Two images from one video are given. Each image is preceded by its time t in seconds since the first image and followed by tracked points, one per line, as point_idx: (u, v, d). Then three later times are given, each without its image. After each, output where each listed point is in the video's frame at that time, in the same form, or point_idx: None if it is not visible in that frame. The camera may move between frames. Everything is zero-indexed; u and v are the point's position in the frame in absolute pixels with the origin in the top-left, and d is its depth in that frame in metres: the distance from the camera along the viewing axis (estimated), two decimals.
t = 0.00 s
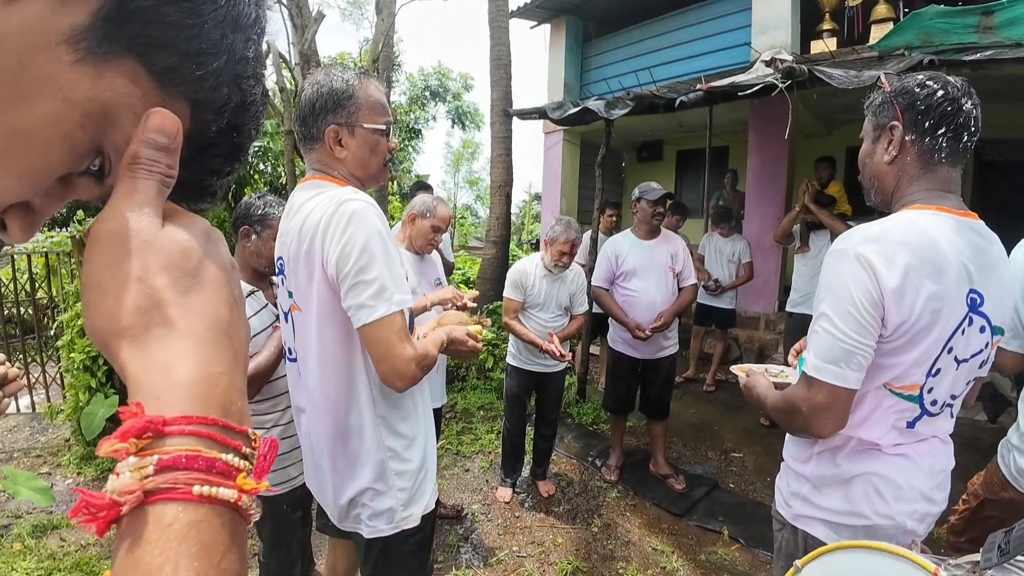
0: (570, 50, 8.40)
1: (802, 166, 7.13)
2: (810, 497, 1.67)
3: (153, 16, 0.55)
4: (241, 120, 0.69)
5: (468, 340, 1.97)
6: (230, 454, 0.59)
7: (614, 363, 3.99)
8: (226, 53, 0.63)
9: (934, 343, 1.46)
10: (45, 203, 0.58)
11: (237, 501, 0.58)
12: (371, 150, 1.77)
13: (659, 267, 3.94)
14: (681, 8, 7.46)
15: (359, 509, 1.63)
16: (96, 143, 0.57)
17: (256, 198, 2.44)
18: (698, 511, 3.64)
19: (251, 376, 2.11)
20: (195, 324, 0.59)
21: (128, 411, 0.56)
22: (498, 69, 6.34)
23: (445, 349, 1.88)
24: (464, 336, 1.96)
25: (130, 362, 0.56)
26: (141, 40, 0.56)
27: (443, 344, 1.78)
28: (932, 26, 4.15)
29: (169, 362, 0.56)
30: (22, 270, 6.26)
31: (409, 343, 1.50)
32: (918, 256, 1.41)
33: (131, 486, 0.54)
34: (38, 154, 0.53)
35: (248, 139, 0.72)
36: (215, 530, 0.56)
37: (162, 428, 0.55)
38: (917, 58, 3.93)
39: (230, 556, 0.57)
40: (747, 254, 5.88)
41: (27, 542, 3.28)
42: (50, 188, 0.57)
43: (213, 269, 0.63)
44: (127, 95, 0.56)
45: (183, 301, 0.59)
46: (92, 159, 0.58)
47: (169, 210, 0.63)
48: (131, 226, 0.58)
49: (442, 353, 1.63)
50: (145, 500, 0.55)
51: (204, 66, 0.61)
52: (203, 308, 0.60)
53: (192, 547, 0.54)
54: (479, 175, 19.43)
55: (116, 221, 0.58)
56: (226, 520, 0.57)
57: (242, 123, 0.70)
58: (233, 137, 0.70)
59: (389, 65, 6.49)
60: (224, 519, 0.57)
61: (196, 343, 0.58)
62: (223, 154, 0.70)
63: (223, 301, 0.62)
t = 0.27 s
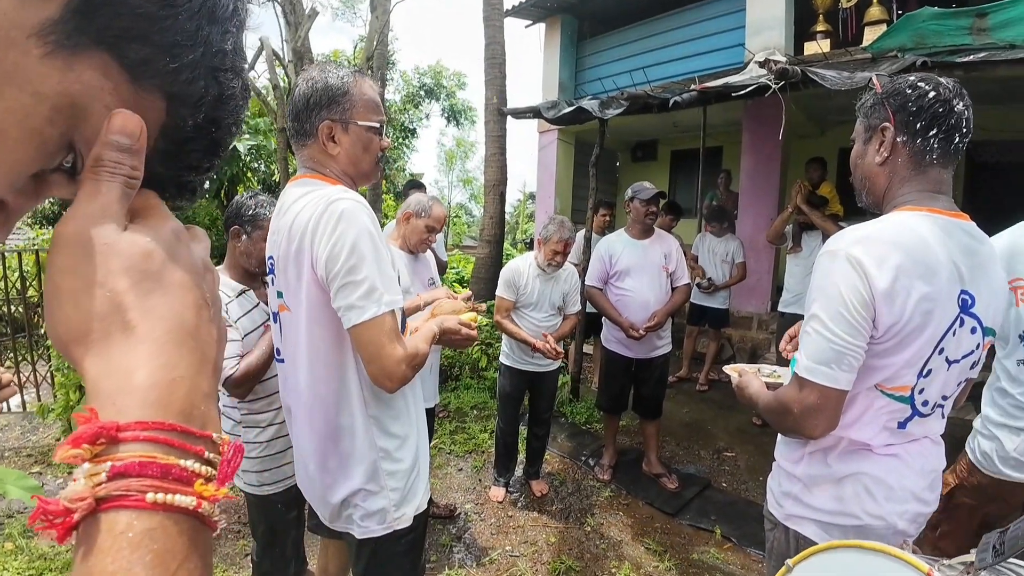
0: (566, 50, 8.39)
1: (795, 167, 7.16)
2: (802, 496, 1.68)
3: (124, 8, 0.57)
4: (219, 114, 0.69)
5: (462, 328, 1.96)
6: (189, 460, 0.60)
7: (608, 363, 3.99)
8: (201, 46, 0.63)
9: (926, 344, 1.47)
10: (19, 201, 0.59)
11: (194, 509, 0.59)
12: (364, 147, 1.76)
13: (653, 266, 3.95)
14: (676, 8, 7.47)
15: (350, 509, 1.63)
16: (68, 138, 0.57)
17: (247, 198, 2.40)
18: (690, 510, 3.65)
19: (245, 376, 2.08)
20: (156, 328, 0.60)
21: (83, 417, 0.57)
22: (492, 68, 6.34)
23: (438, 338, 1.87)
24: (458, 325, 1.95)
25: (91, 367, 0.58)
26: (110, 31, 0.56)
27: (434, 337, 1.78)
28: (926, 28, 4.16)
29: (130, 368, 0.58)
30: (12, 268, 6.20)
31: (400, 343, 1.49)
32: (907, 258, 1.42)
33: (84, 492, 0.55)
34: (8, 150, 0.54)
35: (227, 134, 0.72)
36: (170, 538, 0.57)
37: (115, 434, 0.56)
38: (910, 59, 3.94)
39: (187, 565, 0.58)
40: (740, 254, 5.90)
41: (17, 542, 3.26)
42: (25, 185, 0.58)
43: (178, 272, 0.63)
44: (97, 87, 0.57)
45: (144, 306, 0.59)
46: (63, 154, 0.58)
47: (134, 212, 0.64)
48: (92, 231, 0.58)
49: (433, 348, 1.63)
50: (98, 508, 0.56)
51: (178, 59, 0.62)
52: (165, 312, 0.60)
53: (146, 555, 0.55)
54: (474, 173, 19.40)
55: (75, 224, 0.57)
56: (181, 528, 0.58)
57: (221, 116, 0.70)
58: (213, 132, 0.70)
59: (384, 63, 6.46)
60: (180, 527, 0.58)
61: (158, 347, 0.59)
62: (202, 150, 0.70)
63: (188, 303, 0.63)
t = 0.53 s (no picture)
0: (561, 52, 8.41)
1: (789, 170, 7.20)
2: (795, 498, 1.69)
3: (122, 7, 0.58)
4: (215, 109, 0.70)
5: (458, 334, 1.97)
6: (197, 459, 0.62)
7: (602, 364, 4.00)
8: (198, 43, 0.65)
9: (918, 349, 1.48)
10: (18, 200, 0.59)
11: (202, 506, 0.61)
12: (362, 148, 1.76)
13: (648, 268, 3.96)
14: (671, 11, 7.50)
15: (348, 511, 1.63)
16: (68, 135, 0.58)
17: (246, 199, 2.42)
18: (684, 511, 3.67)
19: (244, 376, 2.08)
20: (163, 330, 0.62)
21: (93, 418, 0.60)
22: (488, 69, 6.34)
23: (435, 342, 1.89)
24: (453, 330, 1.96)
25: (99, 368, 0.60)
26: (109, 30, 0.57)
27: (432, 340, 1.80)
28: (919, 33, 4.21)
29: (136, 369, 0.60)
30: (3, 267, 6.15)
31: (399, 345, 1.50)
32: (900, 263, 1.44)
33: (93, 492, 0.58)
34: (9, 147, 0.55)
35: (223, 131, 0.73)
36: (179, 536, 0.59)
37: (124, 434, 0.59)
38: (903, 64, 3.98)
39: (198, 560, 0.60)
40: (734, 257, 5.94)
41: (10, 544, 3.23)
42: (25, 183, 0.58)
43: (185, 273, 0.65)
44: (96, 84, 0.58)
45: (150, 308, 0.62)
46: (63, 153, 0.59)
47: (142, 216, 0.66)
48: (98, 236, 0.61)
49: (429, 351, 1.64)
50: (108, 506, 0.58)
51: (176, 56, 0.63)
52: (170, 314, 0.63)
53: (156, 552, 0.58)
54: (469, 174, 19.38)
55: (81, 231, 0.60)
56: (190, 524, 0.61)
57: (218, 113, 0.70)
58: (209, 128, 0.71)
59: (380, 64, 6.46)
60: (190, 525, 0.61)
61: (164, 349, 0.61)
62: (198, 146, 0.71)
63: (194, 304, 0.65)
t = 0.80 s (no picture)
0: (559, 54, 8.45)
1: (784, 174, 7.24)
2: (789, 498, 1.71)
3: (143, 20, 0.58)
4: (229, 119, 0.70)
5: (455, 331, 2.00)
6: (216, 452, 0.62)
7: (599, 366, 4.02)
8: (213, 56, 0.65)
9: (907, 352, 1.50)
10: (41, 205, 0.60)
11: (222, 499, 0.61)
12: (372, 156, 1.79)
13: (644, 271, 3.99)
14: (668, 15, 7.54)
15: (348, 510, 1.64)
16: (91, 143, 0.58)
17: (247, 201, 2.42)
18: (680, 513, 3.69)
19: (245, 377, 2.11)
20: (180, 330, 0.62)
21: (118, 414, 0.60)
22: (486, 72, 6.37)
23: (433, 342, 1.91)
24: (451, 328, 1.99)
25: (121, 369, 0.61)
26: (130, 42, 0.58)
27: (430, 338, 1.82)
28: (914, 38, 4.25)
29: (158, 368, 0.60)
30: None
31: (400, 347, 1.51)
32: (891, 267, 1.46)
33: (119, 483, 0.58)
34: (32, 154, 0.55)
35: (236, 139, 0.73)
36: (200, 525, 0.59)
37: (147, 429, 0.59)
38: (897, 69, 4.01)
39: (216, 548, 0.60)
40: (730, 260, 5.97)
41: (5, 544, 3.23)
42: (46, 189, 0.59)
43: (201, 274, 0.66)
44: (119, 95, 0.58)
45: (169, 310, 0.62)
46: (85, 159, 0.59)
47: (155, 221, 0.66)
48: (117, 243, 0.62)
49: (429, 353, 1.65)
50: (133, 497, 0.58)
51: (193, 68, 0.63)
52: (187, 316, 0.63)
53: (178, 540, 0.58)
54: (466, 176, 19.43)
55: (104, 235, 0.61)
56: (211, 516, 0.60)
57: (230, 121, 0.70)
58: (222, 136, 0.71)
59: (377, 66, 6.48)
60: (209, 515, 0.60)
61: (183, 349, 0.61)
62: (212, 153, 0.71)
63: (209, 306, 0.65)
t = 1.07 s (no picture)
0: (559, 57, 8.47)
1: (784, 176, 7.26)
2: (788, 497, 1.72)
3: (170, 26, 0.58)
4: (251, 122, 0.70)
5: (456, 343, 2.03)
6: (233, 436, 0.62)
7: (598, 367, 4.03)
8: (236, 61, 0.65)
9: (902, 349, 1.52)
10: (69, 202, 0.59)
11: (239, 479, 0.61)
12: (392, 165, 1.83)
13: (644, 271, 4.01)
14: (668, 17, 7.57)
15: (342, 507, 1.65)
16: (120, 143, 0.59)
17: (250, 202, 2.45)
18: (680, 513, 3.70)
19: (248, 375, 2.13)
20: (203, 319, 0.62)
21: (142, 394, 0.60)
22: (486, 74, 6.39)
23: (434, 352, 1.93)
24: (452, 340, 2.01)
25: (144, 353, 0.61)
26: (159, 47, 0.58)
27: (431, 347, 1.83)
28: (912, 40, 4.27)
29: (181, 352, 0.60)
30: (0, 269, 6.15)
31: (401, 346, 1.53)
32: (887, 266, 1.47)
33: (143, 461, 0.58)
34: (66, 153, 0.55)
35: (258, 141, 0.73)
36: (218, 505, 0.59)
37: (170, 411, 0.59)
38: (895, 71, 4.03)
39: (231, 528, 0.59)
40: (730, 261, 5.99)
41: (6, 544, 3.24)
42: (74, 187, 0.58)
43: (223, 263, 0.66)
44: (148, 98, 0.59)
45: (191, 298, 0.62)
46: (113, 160, 0.60)
47: (177, 210, 0.66)
48: (145, 232, 0.62)
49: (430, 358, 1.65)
50: (155, 475, 0.58)
51: (217, 72, 0.63)
52: (209, 304, 0.63)
53: (197, 518, 0.58)
54: (466, 178, 19.46)
55: (131, 223, 0.62)
56: (228, 496, 0.60)
57: (250, 124, 0.70)
58: (243, 138, 0.71)
59: (377, 68, 6.50)
60: (226, 496, 0.60)
61: (204, 336, 0.61)
62: (235, 154, 0.72)
63: (228, 295, 0.65)
